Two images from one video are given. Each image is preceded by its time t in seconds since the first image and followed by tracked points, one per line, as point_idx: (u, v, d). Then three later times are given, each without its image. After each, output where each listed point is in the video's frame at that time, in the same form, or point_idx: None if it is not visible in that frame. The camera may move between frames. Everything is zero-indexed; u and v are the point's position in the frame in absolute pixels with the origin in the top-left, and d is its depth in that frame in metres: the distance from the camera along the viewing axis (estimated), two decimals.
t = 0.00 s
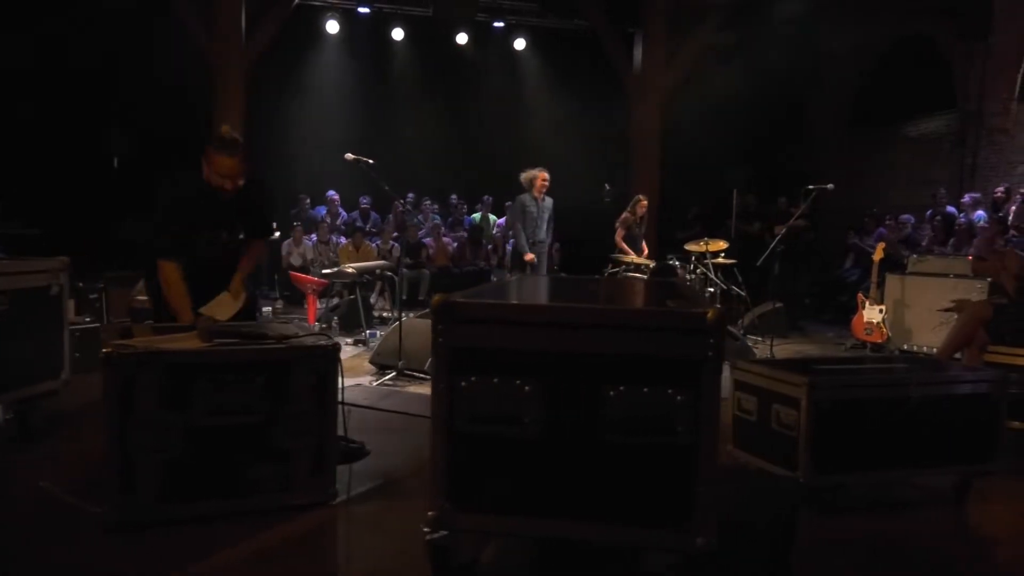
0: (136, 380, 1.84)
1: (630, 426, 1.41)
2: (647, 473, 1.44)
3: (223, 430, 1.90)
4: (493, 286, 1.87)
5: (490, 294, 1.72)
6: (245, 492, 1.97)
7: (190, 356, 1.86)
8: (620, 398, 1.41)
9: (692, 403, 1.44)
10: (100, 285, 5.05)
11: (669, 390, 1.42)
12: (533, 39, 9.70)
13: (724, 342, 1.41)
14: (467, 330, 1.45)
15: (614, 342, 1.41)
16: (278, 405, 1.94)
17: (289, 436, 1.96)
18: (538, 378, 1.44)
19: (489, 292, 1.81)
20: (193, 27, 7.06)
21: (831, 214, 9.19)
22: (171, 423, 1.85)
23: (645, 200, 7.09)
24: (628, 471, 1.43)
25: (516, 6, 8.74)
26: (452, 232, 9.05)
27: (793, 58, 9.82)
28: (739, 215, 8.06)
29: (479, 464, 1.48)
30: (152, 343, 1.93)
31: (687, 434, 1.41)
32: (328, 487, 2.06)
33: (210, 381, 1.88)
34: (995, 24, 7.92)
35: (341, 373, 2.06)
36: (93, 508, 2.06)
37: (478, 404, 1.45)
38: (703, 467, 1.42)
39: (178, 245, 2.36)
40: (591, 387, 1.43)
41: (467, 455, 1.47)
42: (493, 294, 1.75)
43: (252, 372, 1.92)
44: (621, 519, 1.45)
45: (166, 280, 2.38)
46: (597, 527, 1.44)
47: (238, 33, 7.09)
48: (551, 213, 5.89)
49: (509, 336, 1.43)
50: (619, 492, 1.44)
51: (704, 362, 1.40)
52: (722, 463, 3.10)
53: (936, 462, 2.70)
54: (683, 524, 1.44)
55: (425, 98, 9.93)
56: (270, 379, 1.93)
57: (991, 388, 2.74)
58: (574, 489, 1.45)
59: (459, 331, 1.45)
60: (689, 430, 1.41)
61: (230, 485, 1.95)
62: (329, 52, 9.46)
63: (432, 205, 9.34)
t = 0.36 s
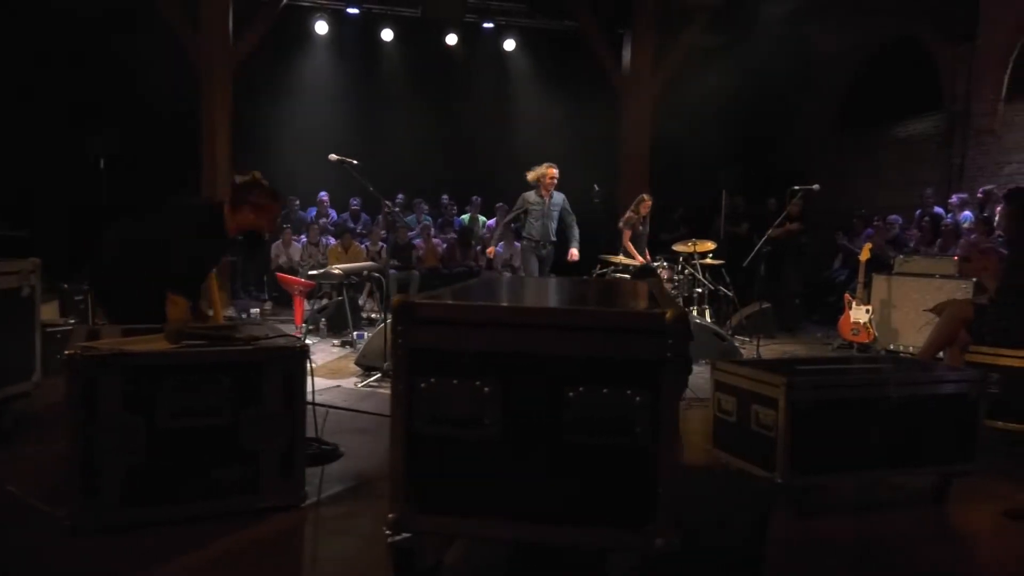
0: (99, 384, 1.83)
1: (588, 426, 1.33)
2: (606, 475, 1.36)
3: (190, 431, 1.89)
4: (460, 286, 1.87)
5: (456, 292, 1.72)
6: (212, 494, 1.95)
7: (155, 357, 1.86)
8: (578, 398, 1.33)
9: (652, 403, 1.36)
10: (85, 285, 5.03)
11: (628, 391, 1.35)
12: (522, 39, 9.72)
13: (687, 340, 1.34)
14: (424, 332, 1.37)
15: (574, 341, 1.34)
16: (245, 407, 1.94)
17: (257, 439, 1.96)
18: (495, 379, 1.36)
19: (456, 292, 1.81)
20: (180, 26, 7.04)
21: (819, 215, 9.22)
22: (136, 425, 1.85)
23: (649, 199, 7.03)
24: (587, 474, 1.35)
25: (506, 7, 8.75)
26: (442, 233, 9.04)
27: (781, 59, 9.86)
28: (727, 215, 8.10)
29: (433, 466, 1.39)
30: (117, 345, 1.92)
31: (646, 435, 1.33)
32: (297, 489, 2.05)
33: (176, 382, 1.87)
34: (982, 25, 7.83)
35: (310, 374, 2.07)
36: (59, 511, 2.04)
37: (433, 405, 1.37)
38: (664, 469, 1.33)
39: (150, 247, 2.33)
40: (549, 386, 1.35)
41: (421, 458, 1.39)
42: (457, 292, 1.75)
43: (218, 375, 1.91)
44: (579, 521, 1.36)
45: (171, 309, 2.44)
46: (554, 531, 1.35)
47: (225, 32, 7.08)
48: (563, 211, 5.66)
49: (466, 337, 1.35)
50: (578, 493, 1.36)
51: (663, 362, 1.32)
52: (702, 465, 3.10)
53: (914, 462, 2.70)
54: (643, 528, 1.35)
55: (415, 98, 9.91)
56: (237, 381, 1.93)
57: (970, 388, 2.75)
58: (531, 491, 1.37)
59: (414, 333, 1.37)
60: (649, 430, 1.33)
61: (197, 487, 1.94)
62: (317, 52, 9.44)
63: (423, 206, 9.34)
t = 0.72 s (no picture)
0: (61, 385, 1.82)
1: (546, 427, 1.33)
2: (563, 477, 1.34)
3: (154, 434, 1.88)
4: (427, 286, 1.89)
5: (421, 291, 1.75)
6: (177, 498, 1.94)
7: (114, 359, 1.84)
8: (536, 400, 1.32)
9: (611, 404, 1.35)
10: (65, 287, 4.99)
11: (586, 393, 1.34)
12: (510, 40, 9.73)
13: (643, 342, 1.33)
14: (383, 334, 1.36)
15: (532, 343, 1.32)
16: (209, 408, 1.93)
17: (222, 442, 1.95)
18: (453, 380, 1.35)
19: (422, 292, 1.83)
20: (164, 26, 6.99)
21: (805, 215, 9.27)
22: (96, 428, 1.83)
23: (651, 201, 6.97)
24: (545, 477, 1.34)
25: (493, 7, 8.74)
26: (430, 234, 9.03)
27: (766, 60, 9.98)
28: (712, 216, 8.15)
29: (392, 469, 1.38)
30: (80, 347, 1.90)
31: (604, 437, 1.32)
32: (263, 493, 2.04)
33: (137, 384, 1.86)
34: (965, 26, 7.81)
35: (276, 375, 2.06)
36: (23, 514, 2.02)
37: (391, 407, 1.36)
38: (622, 470, 1.32)
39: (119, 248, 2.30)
40: (507, 388, 1.34)
41: (380, 461, 1.38)
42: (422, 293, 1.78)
43: (181, 377, 1.90)
44: (538, 523, 1.35)
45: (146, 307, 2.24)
46: (512, 533, 1.35)
47: (210, 32, 7.04)
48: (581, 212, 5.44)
49: (423, 339, 1.34)
50: (536, 495, 1.35)
51: (620, 364, 1.31)
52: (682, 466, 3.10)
53: (889, 462, 2.70)
54: (602, 530, 1.34)
55: (402, 99, 9.90)
56: (201, 382, 1.93)
57: (945, 388, 2.76)
58: (489, 493, 1.36)
59: (373, 335, 1.36)
60: (607, 432, 1.32)
61: (162, 491, 1.92)
62: (304, 52, 9.41)
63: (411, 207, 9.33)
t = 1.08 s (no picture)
0: (26, 387, 1.80)
1: (507, 429, 1.30)
2: (525, 479, 1.32)
3: (121, 435, 1.88)
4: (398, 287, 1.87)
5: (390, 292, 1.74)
6: (146, 500, 1.93)
7: (80, 360, 1.83)
8: (498, 401, 1.30)
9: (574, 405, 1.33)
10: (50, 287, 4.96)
11: (548, 394, 1.31)
12: (501, 41, 9.71)
13: (606, 343, 1.31)
14: (343, 335, 1.34)
15: (492, 343, 1.31)
16: (178, 410, 1.93)
17: (191, 444, 1.95)
18: (415, 381, 1.33)
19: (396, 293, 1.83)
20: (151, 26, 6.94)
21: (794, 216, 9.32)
22: (62, 430, 1.82)
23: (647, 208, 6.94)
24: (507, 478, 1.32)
25: (483, 8, 8.72)
26: (421, 235, 9.02)
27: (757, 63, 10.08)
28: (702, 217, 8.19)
29: (354, 471, 1.36)
30: (47, 349, 1.89)
31: (566, 439, 1.30)
32: (234, 495, 2.04)
33: (103, 386, 1.85)
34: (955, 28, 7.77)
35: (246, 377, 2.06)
36: None
37: (352, 408, 1.34)
38: (586, 472, 1.30)
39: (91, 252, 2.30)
40: (468, 388, 1.32)
41: (342, 464, 1.36)
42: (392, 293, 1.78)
43: (148, 379, 1.90)
44: (501, 526, 1.33)
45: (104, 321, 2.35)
46: (475, 537, 1.32)
47: (199, 33, 7.00)
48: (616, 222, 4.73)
49: (384, 340, 1.33)
50: (498, 498, 1.32)
51: (582, 364, 1.29)
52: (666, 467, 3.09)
53: (870, 463, 2.70)
54: (565, 534, 1.31)
55: (393, 100, 9.87)
56: (169, 384, 1.93)
57: (925, 388, 2.76)
58: (451, 496, 1.33)
59: (334, 335, 1.34)
60: (569, 434, 1.30)
61: (129, 492, 1.91)
62: (294, 52, 9.37)
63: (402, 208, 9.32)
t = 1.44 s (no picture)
0: None
1: (471, 431, 1.29)
2: (489, 480, 1.30)
3: (91, 437, 1.86)
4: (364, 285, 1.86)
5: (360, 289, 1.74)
6: (116, 502, 1.92)
7: (49, 362, 1.81)
8: (461, 403, 1.29)
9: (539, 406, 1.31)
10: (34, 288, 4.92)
11: (513, 395, 1.30)
12: (493, 41, 9.71)
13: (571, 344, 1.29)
14: (309, 336, 1.33)
15: (454, 344, 1.29)
16: (148, 411, 1.92)
17: (160, 448, 1.94)
18: (380, 382, 1.32)
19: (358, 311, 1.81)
20: (141, 25, 6.92)
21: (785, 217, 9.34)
22: (30, 432, 1.80)
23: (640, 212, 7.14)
24: (470, 480, 1.30)
25: (475, 8, 8.72)
26: (413, 236, 9.01)
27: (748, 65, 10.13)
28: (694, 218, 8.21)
29: (320, 472, 1.35)
30: (15, 351, 1.88)
31: (531, 440, 1.28)
32: (206, 496, 2.03)
33: (72, 388, 1.84)
34: (945, 30, 7.84)
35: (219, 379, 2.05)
36: None
37: (317, 411, 1.33)
38: (551, 476, 1.28)
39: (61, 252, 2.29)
40: (431, 390, 1.31)
41: (307, 465, 1.34)
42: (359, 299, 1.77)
43: (116, 381, 1.89)
44: (466, 527, 1.31)
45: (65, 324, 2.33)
46: (439, 538, 1.31)
47: (189, 33, 6.98)
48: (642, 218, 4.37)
49: (348, 341, 1.31)
50: (461, 500, 1.31)
51: (546, 365, 1.27)
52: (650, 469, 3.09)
53: (852, 464, 2.69)
54: (530, 535, 1.29)
55: (385, 100, 9.85)
56: (138, 386, 1.91)
57: (908, 388, 2.75)
58: (415, 498, 1.32)
59: (300, 337, 1.33)
60: (533, 435, 1.28)
61: (99, 494, 1.90)
62: (286, 53, 9.35)
63: (394, 208, 9.30)
